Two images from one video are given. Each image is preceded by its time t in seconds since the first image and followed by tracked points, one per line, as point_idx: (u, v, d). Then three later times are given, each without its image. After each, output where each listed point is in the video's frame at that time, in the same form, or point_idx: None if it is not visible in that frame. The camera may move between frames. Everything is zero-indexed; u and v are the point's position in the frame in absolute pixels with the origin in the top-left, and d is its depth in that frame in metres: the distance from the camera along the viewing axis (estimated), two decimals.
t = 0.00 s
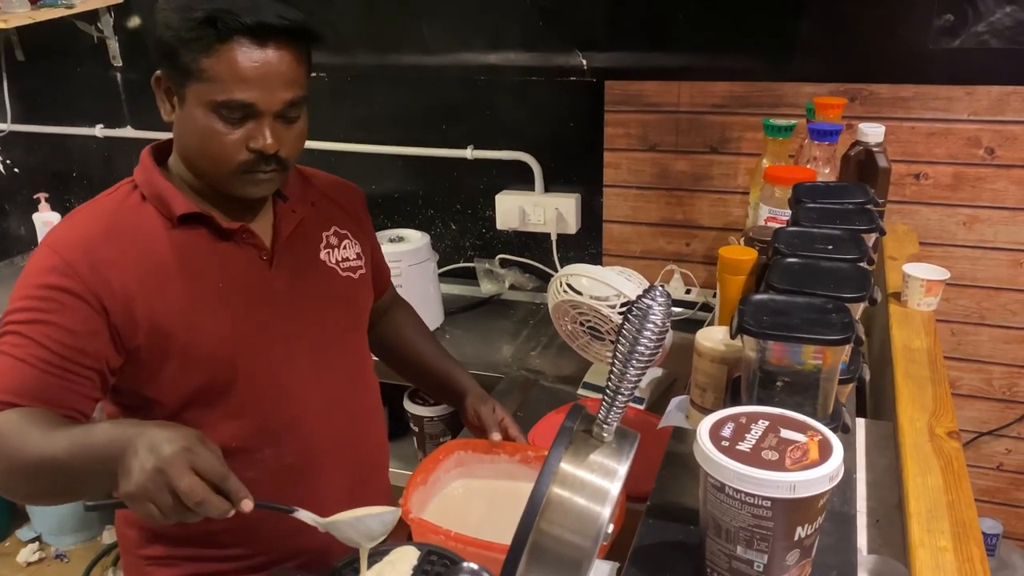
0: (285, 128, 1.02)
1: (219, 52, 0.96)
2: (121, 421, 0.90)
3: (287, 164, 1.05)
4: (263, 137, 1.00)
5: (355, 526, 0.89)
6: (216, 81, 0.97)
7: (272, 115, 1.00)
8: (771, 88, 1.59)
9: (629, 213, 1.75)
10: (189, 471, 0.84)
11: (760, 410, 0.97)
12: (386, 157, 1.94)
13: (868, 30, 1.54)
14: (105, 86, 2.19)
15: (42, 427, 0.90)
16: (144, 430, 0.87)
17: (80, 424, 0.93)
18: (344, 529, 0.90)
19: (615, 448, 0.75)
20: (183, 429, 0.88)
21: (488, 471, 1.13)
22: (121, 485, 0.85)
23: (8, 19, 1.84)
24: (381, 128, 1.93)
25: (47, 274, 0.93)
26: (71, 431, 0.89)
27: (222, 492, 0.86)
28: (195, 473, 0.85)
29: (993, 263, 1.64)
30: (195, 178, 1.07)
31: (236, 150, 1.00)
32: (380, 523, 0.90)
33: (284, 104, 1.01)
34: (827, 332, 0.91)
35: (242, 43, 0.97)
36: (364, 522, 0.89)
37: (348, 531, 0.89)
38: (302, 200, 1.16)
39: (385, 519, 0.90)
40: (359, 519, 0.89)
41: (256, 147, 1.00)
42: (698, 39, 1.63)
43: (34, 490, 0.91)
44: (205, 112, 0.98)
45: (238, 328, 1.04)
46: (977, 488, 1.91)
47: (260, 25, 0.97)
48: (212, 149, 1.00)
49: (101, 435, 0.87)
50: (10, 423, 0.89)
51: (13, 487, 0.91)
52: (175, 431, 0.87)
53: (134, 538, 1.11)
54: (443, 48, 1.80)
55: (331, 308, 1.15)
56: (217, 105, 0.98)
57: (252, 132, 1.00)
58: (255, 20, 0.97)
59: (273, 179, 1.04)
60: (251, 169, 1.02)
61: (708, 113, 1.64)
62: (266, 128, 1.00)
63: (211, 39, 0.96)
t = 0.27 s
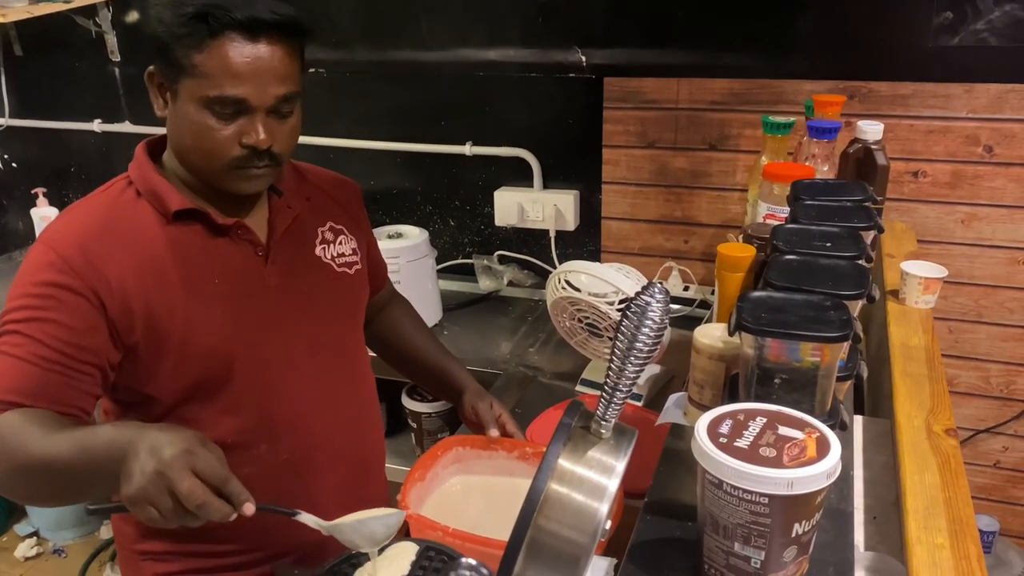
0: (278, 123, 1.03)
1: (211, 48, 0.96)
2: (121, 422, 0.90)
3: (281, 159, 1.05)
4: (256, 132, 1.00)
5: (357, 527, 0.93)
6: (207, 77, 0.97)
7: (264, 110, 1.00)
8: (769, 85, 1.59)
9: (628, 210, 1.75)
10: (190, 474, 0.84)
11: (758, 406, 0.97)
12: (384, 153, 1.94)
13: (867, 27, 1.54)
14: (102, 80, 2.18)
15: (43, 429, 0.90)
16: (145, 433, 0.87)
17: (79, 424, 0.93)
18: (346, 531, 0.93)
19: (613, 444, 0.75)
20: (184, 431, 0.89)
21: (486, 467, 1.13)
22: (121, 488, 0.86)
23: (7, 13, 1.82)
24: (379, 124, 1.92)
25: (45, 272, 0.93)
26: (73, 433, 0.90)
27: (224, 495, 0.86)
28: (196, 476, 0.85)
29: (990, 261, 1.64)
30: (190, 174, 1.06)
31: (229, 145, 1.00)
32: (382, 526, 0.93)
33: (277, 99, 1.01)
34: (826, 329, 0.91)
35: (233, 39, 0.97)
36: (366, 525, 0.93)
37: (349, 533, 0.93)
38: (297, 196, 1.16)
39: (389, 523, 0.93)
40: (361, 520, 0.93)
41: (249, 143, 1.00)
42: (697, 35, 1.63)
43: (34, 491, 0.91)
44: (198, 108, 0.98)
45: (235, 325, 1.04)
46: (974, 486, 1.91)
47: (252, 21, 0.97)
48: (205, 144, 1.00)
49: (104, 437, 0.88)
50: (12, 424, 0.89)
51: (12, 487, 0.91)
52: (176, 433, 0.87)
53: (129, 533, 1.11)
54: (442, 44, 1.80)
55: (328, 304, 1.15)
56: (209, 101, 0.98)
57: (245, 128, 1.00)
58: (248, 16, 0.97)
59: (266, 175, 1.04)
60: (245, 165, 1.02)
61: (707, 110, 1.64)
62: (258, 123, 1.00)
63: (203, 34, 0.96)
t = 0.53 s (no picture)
0: (274, 118, 1.02)
1: (206, 42, 0.95)
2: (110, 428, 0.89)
3: (277, 154, 1.04)
4: (251, 128, 1.00)
5: (341, 547, 0.93)
6: (202, 72, 0.96)
7: (260, 105, 1.00)
8: (771, 81, 1.57)
9: (629, 206, 1.74)
10: (167, 485, 0.83)
11: (758, 404, 0.97)
12: (383, 148, 1.93)
13: (870, 23, 1.53)
14: (100, 74, 2.17)
15: (35, 431, 0.89)
16: (129, 441, 0.87)
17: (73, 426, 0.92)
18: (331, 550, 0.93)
19: (614, 442, 0.75)
20: (167, 441, 0.88)
21: (485, 465, 1.12)
22: (103, 497, 0.85)
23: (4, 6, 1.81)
24: (377, 119, 1.91)
25: (42, 269, 0.93)
26: (61, 435, 0.89)
27: (203, 506, 0.85)
28: (174, 486, 0.84)
29: (993, 258, 1.64)
30: (186, 170, 1.06)
31: (225, 141, 0.99)
32: (364, 547, 0.92)
33: (272, 94, 1.00)
34: (827, 327, 0.91)
35: (229, 33, 0.96)
36: (348, 545, 0.92)
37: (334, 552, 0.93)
38: (294, 191, 1.15)
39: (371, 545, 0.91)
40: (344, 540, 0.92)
41: (244, 138, 1.00)
42: (700, 31, 1.62)
43: (27, 493, 0.90)
44: (194, 103, 0.98)
45: (232, 323, 1.04)
46: (976, 484, 1.91)
47: (248, 15, 0.96)
48: (201, 140, 0.99)
49: (90, 443, 0.87)
50: (5, 423, 0.88)
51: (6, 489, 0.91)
52: (159, 442, 0.86)
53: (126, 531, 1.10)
54: (441, 38, 1.79)
55: (326, 301, 1.14)
56: (205, 96, 0.97)
57: (241, 123, 0.99)
58: (243, 9, 0.96)
59: (262, 170, 1.04)
60: (241, 160, 1.02)
61: (708, 106, 1.62)
62: (254, 119, 1.00)
63: (198, 29, 0.95)
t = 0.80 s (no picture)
0: (261, 105, 0.96)
1: (189, 25, 0.90)
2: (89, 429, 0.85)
3: (264, 144, 0.99)
4: (237, 115, 0.94)
5: (338, 548, 0.89)
6: (184, 56, 0.90)
7: (247, 91, 0.94)
8: (787, 67, 1.51)
9: (637, 198, 1.68)
10: (158, 487, 0.79)
11: (773, 406, 0.92)
12: (378, 138, 1.87)
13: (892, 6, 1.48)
14: (79, 58, 2.11)
15: (10, 433, 0.84)
16: (115, 442, 0.82)
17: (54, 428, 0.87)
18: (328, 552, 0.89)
19: (620, 446, 0.69)
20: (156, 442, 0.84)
21: (484, 469, 1.07)
22: (87, 501, 0.81)
23: None
24: (372, 107, 1.86)
25: (17, 264, 0.88)
26: (40, 439, 0.84)
27: (195, 510, 0.82)
28: (165, 489, 0.80)
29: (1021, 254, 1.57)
30: (168, 160, 1.00)
31: (209, 129, 0.94)
32: (364, 549, 0.88)
33: (259, 79, 0.94)
34: (846, 326, 0.86)
35: (213, 15, 0.90)
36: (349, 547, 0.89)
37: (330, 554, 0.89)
38: (283, 183, 1.10)
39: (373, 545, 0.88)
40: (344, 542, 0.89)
41: (229, 127, 0.94)
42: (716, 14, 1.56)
43: None
44: (176, 90, 0.92)
45: (218, 322, 0.98)
46: (1003, 492, 1.86)
47: None
48: (184, 128, 0.94)
49: (71, 446, 0.82)
50: None
51: None
52: (147, 444, 0.82)
53: (107, 540, 1.06)
54: (441, 22, 1.74)
55: (316, 299, 1.08)
56: (188, 82, 0.92)
57: (226, 111, 0.94)
58: None
59: (249, 160, 0.98)
60: (226, 150, 0.96)
61: (723, 93, 1.56)
62: (240, 106, 0.94)
63: (180, 11, 0.89)
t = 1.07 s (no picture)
0: (257, 93, 0.93)
1: (182, 9, 0.86)
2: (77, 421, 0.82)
3: (259, 133, 0.95)
4: (231, 103, 0.90)
5: (340, 527, 0.83)
6: (177, 41, 0.87)
7: (242, 79, 0.90)
8: (801, 53, 1.45)
9: (645, 189, 1.62)
10: (154, 475, 0.76)
11: (787, 407, 0.88)
12: (377, 127, 1.83)
13: None
14: (67, 44, 2.04)
15: None
16: (105, 430, 0.79)
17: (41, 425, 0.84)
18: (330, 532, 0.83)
19: (628, 446, 0.66)
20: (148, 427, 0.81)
21: (486, 471, 1.03)
22: (81, 492, 0.78)
23: None
24: (371, 95, 1.81)
25: None
26: (30, 430, 0.81)
27: (194, 496, 0.79)
28: (161, 476, 0.78)
29: None
30: (159, 149, 0.96)
31: (202, 118, 0.90)
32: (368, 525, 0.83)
33: (254, 66, 0.90)
34: (864, 323, 0.82)
35: None
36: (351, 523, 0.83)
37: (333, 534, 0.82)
38: (278, 174, 1.06)
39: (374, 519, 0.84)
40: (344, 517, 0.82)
41: (223, 115, 0.90)
42: None
43: None
44: (168, 76, 0.88)
45: (209, 317, 0.95)
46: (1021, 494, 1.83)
47: None
48: (176, 116, 0.90)
49: (61, 437, 0.79)
50: None
51: None
52: (138, 430, 0.79)
53: (95, 543, 1.02)
54: (443, 8, 1.66)
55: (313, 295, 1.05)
56: (181, 68, 0.88)
57: (220, 98, 0.90)
58: None
59: (244, 150, 0.95)
60: (220, 139, 0.92)
61: (735, 81, 1.50)
62: (235, 94, 0.90)
63: None
